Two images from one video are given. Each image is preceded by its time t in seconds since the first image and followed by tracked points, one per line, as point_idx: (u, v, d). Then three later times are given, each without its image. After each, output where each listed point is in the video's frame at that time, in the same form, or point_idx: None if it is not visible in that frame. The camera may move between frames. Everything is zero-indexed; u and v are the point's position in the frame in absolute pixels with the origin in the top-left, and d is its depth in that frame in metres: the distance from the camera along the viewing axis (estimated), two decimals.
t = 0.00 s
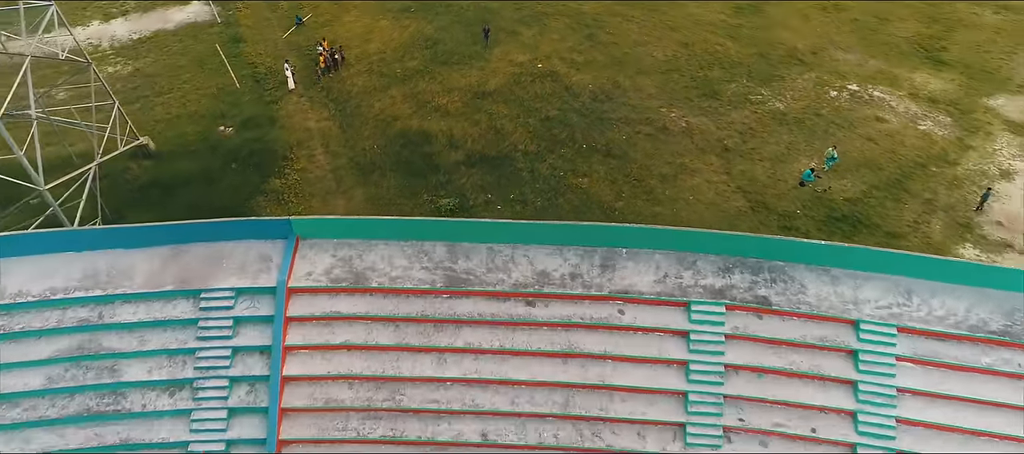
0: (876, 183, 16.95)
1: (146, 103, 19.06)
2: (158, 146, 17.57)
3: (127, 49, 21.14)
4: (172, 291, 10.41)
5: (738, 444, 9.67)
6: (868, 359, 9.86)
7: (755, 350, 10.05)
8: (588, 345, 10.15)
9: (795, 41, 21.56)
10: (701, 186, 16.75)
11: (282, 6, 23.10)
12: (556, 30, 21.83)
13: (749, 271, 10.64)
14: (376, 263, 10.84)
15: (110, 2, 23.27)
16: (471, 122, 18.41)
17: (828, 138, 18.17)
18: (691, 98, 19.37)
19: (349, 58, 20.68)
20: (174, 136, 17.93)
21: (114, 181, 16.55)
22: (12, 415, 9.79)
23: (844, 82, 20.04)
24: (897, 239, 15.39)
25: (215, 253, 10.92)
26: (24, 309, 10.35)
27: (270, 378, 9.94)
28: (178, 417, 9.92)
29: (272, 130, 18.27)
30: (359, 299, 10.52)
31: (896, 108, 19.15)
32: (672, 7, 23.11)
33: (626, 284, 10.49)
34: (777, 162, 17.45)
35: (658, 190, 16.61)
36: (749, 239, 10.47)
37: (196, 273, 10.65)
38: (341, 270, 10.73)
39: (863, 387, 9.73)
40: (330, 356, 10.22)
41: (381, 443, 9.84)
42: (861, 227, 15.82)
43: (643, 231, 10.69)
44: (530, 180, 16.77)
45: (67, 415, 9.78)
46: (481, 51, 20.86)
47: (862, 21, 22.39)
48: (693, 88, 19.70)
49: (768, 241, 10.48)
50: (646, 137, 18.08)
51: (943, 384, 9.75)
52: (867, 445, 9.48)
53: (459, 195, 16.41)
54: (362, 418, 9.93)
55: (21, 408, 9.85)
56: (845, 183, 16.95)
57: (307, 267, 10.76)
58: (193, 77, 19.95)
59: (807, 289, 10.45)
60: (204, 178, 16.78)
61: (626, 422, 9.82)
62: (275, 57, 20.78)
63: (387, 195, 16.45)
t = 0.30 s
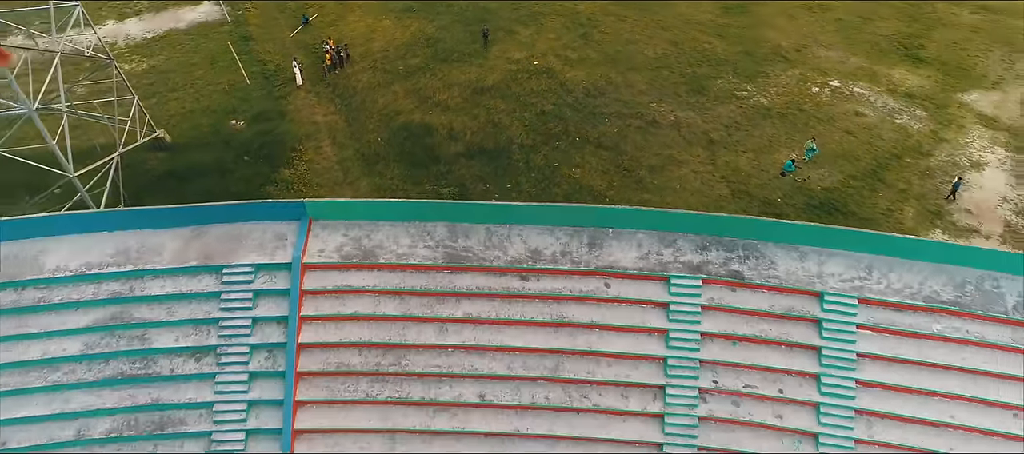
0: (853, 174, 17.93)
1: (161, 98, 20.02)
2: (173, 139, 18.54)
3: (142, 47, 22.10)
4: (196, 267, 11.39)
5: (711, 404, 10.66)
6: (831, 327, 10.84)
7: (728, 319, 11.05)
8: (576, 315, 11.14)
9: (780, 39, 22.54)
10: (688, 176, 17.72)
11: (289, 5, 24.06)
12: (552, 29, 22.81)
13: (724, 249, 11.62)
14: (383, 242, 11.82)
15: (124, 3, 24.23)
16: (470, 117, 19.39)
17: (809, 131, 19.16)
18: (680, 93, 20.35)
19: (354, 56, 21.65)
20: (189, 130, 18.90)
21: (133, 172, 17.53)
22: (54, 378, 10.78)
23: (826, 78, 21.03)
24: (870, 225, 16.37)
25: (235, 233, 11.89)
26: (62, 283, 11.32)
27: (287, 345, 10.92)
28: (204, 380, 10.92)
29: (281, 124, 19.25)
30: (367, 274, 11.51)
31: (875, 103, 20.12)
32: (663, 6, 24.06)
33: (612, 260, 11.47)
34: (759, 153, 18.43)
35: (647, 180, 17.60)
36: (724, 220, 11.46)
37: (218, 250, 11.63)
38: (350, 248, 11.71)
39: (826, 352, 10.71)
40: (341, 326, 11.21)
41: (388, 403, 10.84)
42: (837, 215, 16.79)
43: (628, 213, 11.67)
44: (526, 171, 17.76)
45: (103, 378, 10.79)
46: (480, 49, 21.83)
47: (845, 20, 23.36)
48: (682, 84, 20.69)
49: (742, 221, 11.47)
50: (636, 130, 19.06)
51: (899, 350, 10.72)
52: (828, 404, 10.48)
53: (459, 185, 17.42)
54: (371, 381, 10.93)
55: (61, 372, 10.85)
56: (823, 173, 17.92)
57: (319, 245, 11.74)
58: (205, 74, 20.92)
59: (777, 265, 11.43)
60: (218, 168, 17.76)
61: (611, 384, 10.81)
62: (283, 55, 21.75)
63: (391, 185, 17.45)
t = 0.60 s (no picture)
0: (831, 166, 18.94)
1: (175, 94, 21.03)
2: (188, 133, 19.56)
3: (156, 46, 23.09)
4: (218, 247, 12.43)
5: (689, 370, 11.69)
6: (798, 301, 11.86)
7: (705, 294, 12.08)
8: (566, 291, 12.17)
9: (766, 39, 23.57)
10: (675, 168, 18.75)
11: (296, 6, 25.07)
12: (548, 29, 23.83)
13: (703, 230, 12.65)
14: (389, 224, 12.84)
15: (137, 3, 25.22)
16: (470, 112, 20.42)
17: (791, 126, 20.19)
18: (670, 90, 21.35)
19: (358, 55, 22.66)
20: (202, 124, 19.91)
21: (151, 164, 18.57)
22: (88, 347, 11.80)
23: (808, 76, 22.05)
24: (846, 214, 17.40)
25: (253, 216, 12.92)
26: (95, 261, 12.36)
27: (302, 317, 11.95)
28: (225, 349, 11.94)
29: (290, 119, 20.28)
30: (375, 253, 12.53)
31: (854, 99, 21.15)
32: (655, 7, 25.08)
33: (599, 241, 12.50)
34: (743, 147, 19.46)
35: (636, 172, 18.63)
36: (702, 204, 12.49)
37: (237, 232, 12.66)
38: (359, 230, 12.73)
39: (794, 323, 11.74)
40: (351, 300, 12.23)
41: (395, 370, 11.87)
42: (816, 204, 17.80)
43: (613, 197, 12.70)
44: (522, 163, 18.81)
45: (134, 347, 11.81)
46: (479, 48, 22.84)
47: (829, 20, 24.39)
48: (671, 81, 21.70)
49: (718, 205, 12.50)
50: (627, 124, 20.09)
51: (860, 321, 11.73)
52: (795, 370, 11.50)
53: (458, 176, 18.46)
54: (378, 351, 11.96)
55: (95, 342, 11.87)
56: (804, 164, 18.93)
57: (330, 227, 12.76)
58: (217, 72, 21.93)
59: (751, 245, 12.46)
60: (231, 161, 18.80)
61: (597, 353, 11.84)
62: (291, 53, 22.77)
63: (395, 176, 18.51)
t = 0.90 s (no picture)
0: (811, 158, 20.00)
1: (188, 91, 22.05)
2: (201, 127, 20.61)
3: (168, 45, 24.09)
4: (236, 230, 13.49)
5: (669, 342, 12.75)
6: (770, 278, 12.94)
7: (685, 273, 13.15)
8: (557, 270, 13.23)
9: (752, 38, 24.64)
10: (664, 160, 19.81)
11: (302, 7, 26.12)
12: (544, 28, 24.88)
13: (683, 214, 13.71)
14: (394, 209, 13.90)
15: (149, 5, 26.22)
16: (469, 108, 21.48)
17: (774, 120, 21.25)
18: (660, 87, 22.40)
19: (363, 54, 23.72)
20: (215, 119, 20.95)
21: (167, 156, 19.63)
22: (118, 321, 12.86)
23: (792, 73, 23.11)
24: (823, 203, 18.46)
25: (268, 202, 13.99)
26: (124, 243, 13.43)
27: (314, 294, 13.00)
28: (244, 323, 13.00)
29: (298, 114, 21.34)
30: (381, 236, 13.58)
31: (835, 96, 22.21)
32: (647, 7, 26.13)
33: (587, 225, 13.58)
34: (728, 140, 20.52)
35: (626, 164, 19.70)
36: (681, 190, 13.53)
37: (254, 216, 13.73)
38: (366, 215, 13.79)
39: (766, 299, 12.81)
40: (359, 278, 13.29)
41: (399, 343, 12.93)
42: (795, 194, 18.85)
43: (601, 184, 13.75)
44: (518, 156, 19.89)
45: (160, 321, 12.87)
46: (478, 47, 23.89)
47: (813, 21, 25.46)
48: (661, 78, 22.76)
49: (697, 191, 13.55)
50: (618, 120, 21.15)
51: (827, 296, 12.80)
52: (766, 341, 12.58)
53: (458, 167, 19.52)
54: (385, 324, 13.01)
55: (124, 316, 12.92)
56: (785, 157, 19.97)
57: (340, 212, 13.82)
58: (228, 70, 22.96)
59: (727, 228, 13.51)
60: (243, 154, 19.86)
61: (586, 326, 12.92)
62: (298, 52, 23.82)
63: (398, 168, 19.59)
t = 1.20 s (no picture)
0: (793, 151, 21.08)
1: (201, 88, 23.13)
2: (214, 123, 21.69)
3: (181, 45, 25.18)
4: (254, 215, 14.59)
5: (653, 318, 13.85)
6: (745, 258, 14.04)
7: (667, 254, 14.26)
8: (550, 252, 14.33)
9: (739, 38, 25.75)
10: (653, 153, 20.94)
11: (308, 8, 27.20)
12: (540, 29, 25.98)
13: (666, 201, 14.82)
14: (399, 196, 15.01)
15: (161, 6, 27.29)
16: (468, 105, 22.61)
17: (758, 116, 22.34)
18: (650, 85, 23.50)
19: (367, 53, 24.82)
20: (227, 115, 22.05)
21: (182, 150, 20.71)
22: (146, 298, 13.96)
23: (776, 71, 24.21)
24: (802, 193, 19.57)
25: (282, 190, 15.09)
26: (149, 227, 14.54)
27: (325, 273, 14.10)
28: (261, 301, 14.10)
29: (306, 111, 22.45)
30: (387, 221, 14.69)
31: (817, 92, 23.29)
32: (639, 8, 27.22)
33: (577, 211, 14.68)
34: (714, 135, 21.62)
35: (617, 157, 20.84)
36: (664, 178, 14.64)
37: (270, 203, 14.83)
38: (373, 202, 14.89)
39: (742, 277, 13.91)
40: (367, 260, 14.39)
41: (404, 319, 14.02)
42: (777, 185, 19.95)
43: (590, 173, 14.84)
44: (515, 149, 21.02)
45: (184, 298, 13.96)
46: (477, 47, 25.01)
47: (798, 21, 26.56)
48: (652, 76, 23.86)
49: (678, 179, 14.65)
50: (610, 115, 22.27)
51: (797, 275, 13.91)
52: (742, 316, 13.68)
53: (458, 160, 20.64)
54: (391, 302, 14.10)
55: (151, 294, 14.02)
56: (768, 151, 21.05)
57: (349, 199, 14.93)
58: (238, 69, 24.06)
59: (707, 213, 14.61)
60: (255, 148, 21.00)
61: (575, 303, 14.02)
62: (305, 52, 24.92)
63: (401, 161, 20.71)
